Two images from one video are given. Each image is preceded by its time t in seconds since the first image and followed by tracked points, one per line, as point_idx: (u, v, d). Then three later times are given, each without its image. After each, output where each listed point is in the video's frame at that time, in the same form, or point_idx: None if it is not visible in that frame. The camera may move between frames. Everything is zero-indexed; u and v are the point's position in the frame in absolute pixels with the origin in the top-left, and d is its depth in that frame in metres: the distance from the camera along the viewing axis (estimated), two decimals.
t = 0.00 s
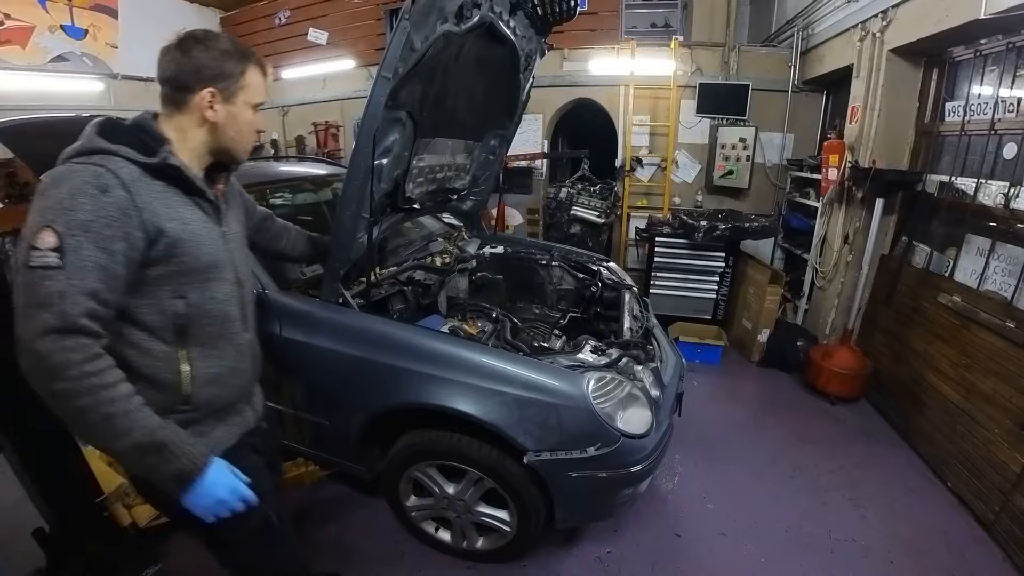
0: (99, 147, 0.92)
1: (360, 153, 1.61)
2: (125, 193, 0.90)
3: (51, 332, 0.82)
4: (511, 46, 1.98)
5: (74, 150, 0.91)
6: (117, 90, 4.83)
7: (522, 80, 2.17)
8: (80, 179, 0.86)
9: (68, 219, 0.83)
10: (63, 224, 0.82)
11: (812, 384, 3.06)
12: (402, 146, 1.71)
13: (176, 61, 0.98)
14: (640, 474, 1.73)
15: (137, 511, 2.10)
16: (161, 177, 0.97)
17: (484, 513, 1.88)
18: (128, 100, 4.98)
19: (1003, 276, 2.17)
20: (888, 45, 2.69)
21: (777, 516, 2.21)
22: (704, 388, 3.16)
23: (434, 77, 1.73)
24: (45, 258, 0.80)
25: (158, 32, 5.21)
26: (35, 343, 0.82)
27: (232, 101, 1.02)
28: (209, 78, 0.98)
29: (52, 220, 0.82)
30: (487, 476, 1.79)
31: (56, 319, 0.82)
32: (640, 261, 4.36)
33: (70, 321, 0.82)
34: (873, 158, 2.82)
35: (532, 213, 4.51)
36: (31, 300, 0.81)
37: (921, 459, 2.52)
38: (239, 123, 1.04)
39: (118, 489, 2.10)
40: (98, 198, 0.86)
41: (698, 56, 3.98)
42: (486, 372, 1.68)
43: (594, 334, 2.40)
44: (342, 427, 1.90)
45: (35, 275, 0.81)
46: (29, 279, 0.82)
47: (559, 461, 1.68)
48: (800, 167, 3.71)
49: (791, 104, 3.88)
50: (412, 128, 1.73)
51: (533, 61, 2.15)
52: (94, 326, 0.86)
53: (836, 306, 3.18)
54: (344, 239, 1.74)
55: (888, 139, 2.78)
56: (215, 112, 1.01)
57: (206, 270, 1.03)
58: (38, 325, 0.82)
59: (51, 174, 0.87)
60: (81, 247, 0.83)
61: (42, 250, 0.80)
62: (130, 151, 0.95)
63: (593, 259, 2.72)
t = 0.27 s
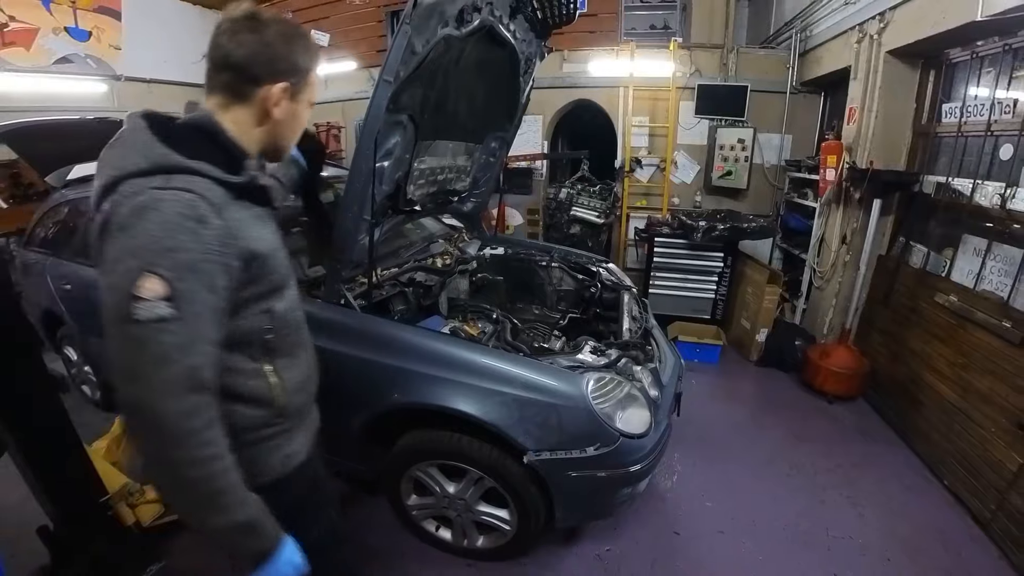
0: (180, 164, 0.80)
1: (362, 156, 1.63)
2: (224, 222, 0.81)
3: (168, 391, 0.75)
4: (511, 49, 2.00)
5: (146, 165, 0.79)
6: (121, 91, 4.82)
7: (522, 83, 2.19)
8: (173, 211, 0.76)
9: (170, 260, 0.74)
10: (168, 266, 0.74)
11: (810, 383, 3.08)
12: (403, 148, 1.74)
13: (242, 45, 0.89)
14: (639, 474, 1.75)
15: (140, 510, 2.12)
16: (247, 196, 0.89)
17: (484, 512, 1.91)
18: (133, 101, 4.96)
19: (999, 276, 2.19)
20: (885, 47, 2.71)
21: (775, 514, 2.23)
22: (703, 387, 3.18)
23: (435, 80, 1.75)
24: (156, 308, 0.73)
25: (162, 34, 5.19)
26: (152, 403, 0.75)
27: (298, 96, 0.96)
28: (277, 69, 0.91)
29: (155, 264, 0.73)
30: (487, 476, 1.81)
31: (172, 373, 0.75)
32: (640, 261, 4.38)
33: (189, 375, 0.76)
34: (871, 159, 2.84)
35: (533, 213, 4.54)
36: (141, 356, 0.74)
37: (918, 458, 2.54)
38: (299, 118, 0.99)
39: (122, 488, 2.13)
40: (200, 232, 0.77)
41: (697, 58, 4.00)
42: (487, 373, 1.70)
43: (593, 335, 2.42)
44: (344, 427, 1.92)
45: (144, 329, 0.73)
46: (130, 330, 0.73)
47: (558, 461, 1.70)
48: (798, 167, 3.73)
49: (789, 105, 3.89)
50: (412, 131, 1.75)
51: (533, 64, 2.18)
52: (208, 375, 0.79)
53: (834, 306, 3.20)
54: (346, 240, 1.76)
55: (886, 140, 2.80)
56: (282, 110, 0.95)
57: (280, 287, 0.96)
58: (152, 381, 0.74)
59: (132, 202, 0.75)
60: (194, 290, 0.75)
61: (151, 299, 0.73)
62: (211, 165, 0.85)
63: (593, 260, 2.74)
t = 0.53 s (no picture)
0: (298, 179, 0.76)
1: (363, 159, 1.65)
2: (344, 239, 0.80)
3: (323, 415, 0.77)
4: (512, 53, 2.02)
5: (257, 181, 0.73)
6: (124, 92, 4.83)
7: (523, 86, 2.22)
8: (304, 232, 0.72)
9: (317, 289, 0.73)
10: (313, 296, 0.73)
11: (808, 382, 3.10)
12: (404, 151, 1.76)
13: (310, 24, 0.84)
14: (637, 474, 1.78)
15: (145, 510, 2.08)
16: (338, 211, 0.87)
17: (484, 511, 1.92)
18: (136, 102, 4.98)
19: (995, 276, 2.21)
20: (883, 49, 2.73)
21: (774, 512, 2.25)
22: (702, 386, 3.20)
23: (436, 83, 1.77)
24: (313, 341, 0.74)
25: (164, 35, 5.23)
26: (307, 430, 0.77)
27: (354, 79, 0.95)
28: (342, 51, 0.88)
29: (303, 298, 0.72)
30: (488, 475, 1.82)
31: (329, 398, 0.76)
32: (638, 261, 4.40)
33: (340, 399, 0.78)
34: (868, 160, 2.86)
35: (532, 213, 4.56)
36: (297, 393, 0.74)
37: (915, 456, 2.56)
38: (347, 103, 0.98)
39: (126, 488, 2.09)
40: (330, 255, 0.75)
41: (697, 60, 4.00)
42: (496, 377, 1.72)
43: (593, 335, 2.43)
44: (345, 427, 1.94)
45: (304, 364, 0.73)
46: (280, 364, 0.72)
47: (557, 461, 1.72)
48: (796, 168, 3.75)
49: (787, 106, 3.91)
50: (413, 134, 1.77)
51: (533, 67, 2.21)
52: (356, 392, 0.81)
53: (832, 305, 3.22)
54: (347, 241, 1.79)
55: (883, 141, 2.82)
56: (341, 92, 0.92)
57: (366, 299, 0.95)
58: (302, 410, 0.75)
59: (257, 227, 0.70)
60: (336, 317, 0.76)
61: (308, 333, 0.73)
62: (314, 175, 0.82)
63: (592, 262, 2.76)
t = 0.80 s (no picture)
0: (307, 180, 0.78)
1: (365, 162, 1.67)
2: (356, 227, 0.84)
3: (382, 390, 0.88)
4: (512, 56, 2.05)
5: (270, 185, 0.76)
6: (127, 93, 4.86)
7: (523, 89, 2.25)
8: (326, 232, 0.76)
9: (352, 288, 0.79)
10: (348, 294, 0.79)
11: (806, 381, 3.12)
12: (406, 153, 1.79)
13: (301, 11, 0.81)
14: (636, 474, 1.80)
15: (149, 509, 2.06)
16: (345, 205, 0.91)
17: (484, 510, 1.94)
18: (139, 104, 5.00)
19: (991, 276, 2.23)
20: (880, 51, 2.75)
21: (772, 510, 2.27)
22: (701, 385, 3.22)
23: (437, 87, 1.79)
24: (365, 336, 0.83)
25: (167, 36, 5.24)
26: (370, 411, 0.88)
27: (351, 67, 0.93)
28: (335, 37, 0.87)
29: (341, 301, 0.78)
30: (488, 475, 1.84)
31: (384, 373, 0.88)
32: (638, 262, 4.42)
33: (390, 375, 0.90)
34: (866, 161, 2.88)
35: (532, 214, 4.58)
36: (357, 382, 0.84)
37: (912, 455, 2.58)
38: (346, 93, 0.96)
39: (130, 488, 2.07)
40: (353, 249, 0.80)
41: (695, 61, 4.02)
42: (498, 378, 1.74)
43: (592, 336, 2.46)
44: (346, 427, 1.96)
45: (361, 361, 0.83)
46: (332, 362, 0.79)
47: (557, 461, 1.74)
48: (794, 169, 3.77)
49: (786, 108, 3.93)
50: (414, 137, 1.79)
51: (533, 70, 2.24)
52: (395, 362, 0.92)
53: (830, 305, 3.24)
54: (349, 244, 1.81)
55: (881, 142, 2.84)
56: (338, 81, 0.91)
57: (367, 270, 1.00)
58: (360, 394, 0.85)
59: (281, 239, 0.74)
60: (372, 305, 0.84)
61: (357, 331, 0.81)
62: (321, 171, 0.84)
63: (592, 263, 2.79)
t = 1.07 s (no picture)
0: (258, 161, 0.81)
1: (366, 165, 1.69)
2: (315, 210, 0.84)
3: (339, 378, 0.81)
4: (512, 59, 2.07)
5: (224, 168, 0.79)
6: (130, 95, 4.88)
7: (522, 91, 2.28)
8: (273, 212, 0.77)
9: (301, 265, 0.77)
10: (296, 271, 0.76)
11: (804, 380, 3.14)
12: (406, 156, 1.81)
13: (278, 21, 0.90)
14: (635, 474, 1.82)
15: (153, 509, 2.05)
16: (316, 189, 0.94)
17: (484, 509, 1.96)
18: (142, 106, 5.03)
19: (989, 277, 2.24)
20: (878, 52, 2.76)
21: (770, 508, 2.29)
22: (700, 384, 3.24)
23: (437, 91, 1.82)
24: (314, 318, 0.77)
25: (170, 38, 5.26)
26: (327, 399, 0.81)
27: (324, 72, 1.00)
28: (309, 40, 0.95)
29: (288, 277, 0.75)
30: (487, 474, 1.86)
31: (341, 358, 0.80)
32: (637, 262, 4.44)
33: (349, 359, 0.81)
34: (863, 162, 2.91)
35: (532, 215, 4.60)
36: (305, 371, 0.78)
37: (910, 454, 2.60)
38: (322, 98, 1.03)
39: (134, 487, 2.07)
40: (306, 229, 0.80)
41: (694, 63, 4.04)
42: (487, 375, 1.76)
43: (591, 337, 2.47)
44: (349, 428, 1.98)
45: (307, 342, 0.77)
46: (277, 340, 0.76)
47: (557, 461, 1.76)
48: (792, 170, 3.79)
49: (784, 109, 3.95)
50: (415, 140, 1.81)
51: (532, 72, 2.28)
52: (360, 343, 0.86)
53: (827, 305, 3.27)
54: (351, 246, 1.83)
55: (878, 143, 2.86)
56: (312, 83, 0.98)
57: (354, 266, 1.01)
58: (313, 379, 0.79)
59: (229, 215, 0.76)
60: (329, 287, 0.80)
61: (304, 311, 0.76)
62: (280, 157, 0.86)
63: (591, 264, 2.81)
